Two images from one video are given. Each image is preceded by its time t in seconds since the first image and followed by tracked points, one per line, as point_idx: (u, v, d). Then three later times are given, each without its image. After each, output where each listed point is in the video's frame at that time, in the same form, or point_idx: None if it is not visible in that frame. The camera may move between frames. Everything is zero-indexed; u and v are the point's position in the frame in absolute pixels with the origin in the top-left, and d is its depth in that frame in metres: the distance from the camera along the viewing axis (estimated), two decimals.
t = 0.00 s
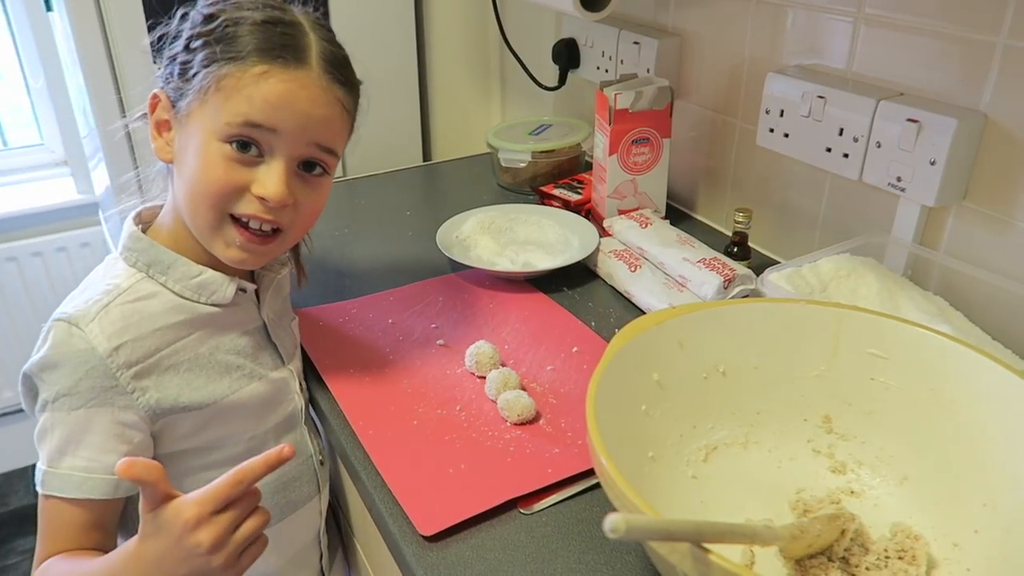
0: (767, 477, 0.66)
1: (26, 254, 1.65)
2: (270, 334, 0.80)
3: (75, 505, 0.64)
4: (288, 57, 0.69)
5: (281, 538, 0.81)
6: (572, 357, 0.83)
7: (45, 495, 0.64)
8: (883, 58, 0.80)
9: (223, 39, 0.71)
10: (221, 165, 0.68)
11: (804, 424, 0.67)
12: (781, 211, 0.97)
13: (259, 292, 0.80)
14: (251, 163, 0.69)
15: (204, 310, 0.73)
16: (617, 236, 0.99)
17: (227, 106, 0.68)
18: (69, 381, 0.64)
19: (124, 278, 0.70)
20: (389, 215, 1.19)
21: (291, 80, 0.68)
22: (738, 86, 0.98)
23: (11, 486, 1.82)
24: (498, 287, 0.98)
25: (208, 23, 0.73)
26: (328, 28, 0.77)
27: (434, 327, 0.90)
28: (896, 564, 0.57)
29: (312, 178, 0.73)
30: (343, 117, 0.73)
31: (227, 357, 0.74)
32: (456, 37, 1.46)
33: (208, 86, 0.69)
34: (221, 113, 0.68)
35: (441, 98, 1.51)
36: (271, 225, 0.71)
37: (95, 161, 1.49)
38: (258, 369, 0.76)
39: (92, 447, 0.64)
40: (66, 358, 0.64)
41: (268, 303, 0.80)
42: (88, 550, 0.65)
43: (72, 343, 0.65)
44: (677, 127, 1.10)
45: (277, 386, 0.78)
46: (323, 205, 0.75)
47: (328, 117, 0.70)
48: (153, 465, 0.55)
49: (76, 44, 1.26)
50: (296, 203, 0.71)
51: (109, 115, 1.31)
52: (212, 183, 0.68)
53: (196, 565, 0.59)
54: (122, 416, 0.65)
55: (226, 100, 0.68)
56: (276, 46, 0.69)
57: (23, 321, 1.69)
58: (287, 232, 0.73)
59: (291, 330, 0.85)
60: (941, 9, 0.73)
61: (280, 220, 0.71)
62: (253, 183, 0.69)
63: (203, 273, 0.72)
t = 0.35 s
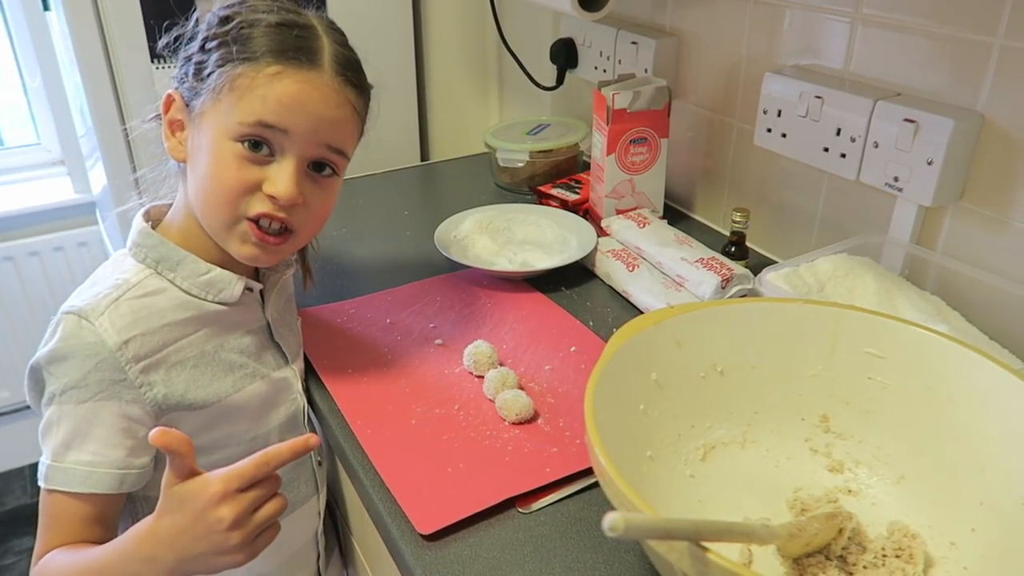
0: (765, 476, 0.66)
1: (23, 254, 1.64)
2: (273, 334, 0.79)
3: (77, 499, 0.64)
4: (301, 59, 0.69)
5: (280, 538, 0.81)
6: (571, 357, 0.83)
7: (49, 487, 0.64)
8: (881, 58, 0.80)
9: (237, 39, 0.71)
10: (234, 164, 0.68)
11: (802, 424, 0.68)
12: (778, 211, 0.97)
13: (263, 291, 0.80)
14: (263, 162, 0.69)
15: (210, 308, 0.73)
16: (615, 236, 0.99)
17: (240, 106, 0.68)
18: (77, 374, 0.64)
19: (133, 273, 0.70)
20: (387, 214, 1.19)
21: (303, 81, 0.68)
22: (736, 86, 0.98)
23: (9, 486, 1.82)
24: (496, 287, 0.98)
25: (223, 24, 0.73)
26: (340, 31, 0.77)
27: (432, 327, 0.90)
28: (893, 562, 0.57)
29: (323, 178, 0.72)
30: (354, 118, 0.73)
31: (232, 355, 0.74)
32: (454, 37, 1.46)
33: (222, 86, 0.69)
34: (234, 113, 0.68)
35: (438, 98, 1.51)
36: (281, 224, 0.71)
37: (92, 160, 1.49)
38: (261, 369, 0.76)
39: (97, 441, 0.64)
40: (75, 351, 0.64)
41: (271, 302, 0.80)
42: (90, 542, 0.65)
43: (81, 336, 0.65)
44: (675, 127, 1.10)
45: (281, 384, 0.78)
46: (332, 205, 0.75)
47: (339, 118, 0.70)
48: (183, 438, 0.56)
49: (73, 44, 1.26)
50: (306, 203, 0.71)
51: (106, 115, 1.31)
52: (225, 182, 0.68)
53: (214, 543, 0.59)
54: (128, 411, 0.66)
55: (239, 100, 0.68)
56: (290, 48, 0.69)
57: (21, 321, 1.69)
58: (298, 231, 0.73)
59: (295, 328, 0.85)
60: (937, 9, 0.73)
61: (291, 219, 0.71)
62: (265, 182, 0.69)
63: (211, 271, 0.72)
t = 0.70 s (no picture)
0: (763, 475, 0.66)
1: (21, 253, 1.64)
2: (272, 333, 0.79)
3: (73, 495, 0.64)
4: (296, 57, 0.69)
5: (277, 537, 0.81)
6: (569, 356, 0.83)
7: (43, 483, 0.64)
8: (879, 58, 0.80)
9: (231, 38, 0.70)
10: (233, 164, 0.68)
11: (800, 423, 0.68)
12: (776, 211, 0.97)
13: (263, 289, 0.80)
14: (262, 162, 0.69)
15: (208, 307, 0.72)
16: (614, 235, 0.99)
17: (238, 106, 0.68)
18: (72, 372, 0.64)
19: (131, 271, 0.70)
20: (386, 214, 1.19)
21: (300, 79, 0.68)
22: (734, 86, 0.98)
23: (6, 485, 1.81)
24: (495, 286, 0.98)
25: (216, 22, 0.72)
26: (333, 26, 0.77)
27: (430, 326, 0.90)
28: (891, 562, 0.57)
29: (321, 174, 0.73)
30: (350, 113, 0.73)
31: (229, 354, 0.74)
32: (453, 36, 1.46)
33: (218, 87, 0.69)
34: (231, 113, 0.68)
35: (437, 98, 1.51)
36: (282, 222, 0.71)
37: (90, 159, 1.49)
38: (259, 368, 0.76)
39: (91, 438, 0.64)
40: (71, 348, 0.64)
41: (271, 300, 0.80)
42: (82, 538, 0.65)
43: (78, 334, 0.65)
44: (673, 127, 1.11)
45: (279, 383, 0.78)
46: (331, 200, 0.75)
47: (336, 114, 0.70)
48: (180, 444, 0.56)
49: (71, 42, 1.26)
50: (306, 200, 0.71)
51: (104, 114, 1.31)
52: (225, 183, 0.68)
53: (200, 551, 0.59)
54: (123, 409, 0.66)
55: (236, 100, 0.68)
56: (286, 46, 0.69)
57: (18, 320, 1.68)
58: (298, 228, 0.73)
59: (295, 326, 0.85)
60: (936, 9, 0.73)
61: (291, 217, 0.71)
62: (265, 181, 0.69)
63: (209, 270, 0.72)
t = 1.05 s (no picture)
0: (759, 474, 0.67)
1: (19, 253, 1.64)
2: (270, 333, 0.79)
3: (71, 496, 0.64)
4: (294, 57, 0.69)
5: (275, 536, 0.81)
6: (567, 356, 0.83)
7: (43, 484, 0.64)
8: (877, 58, 0.80)
9: (225, 39, 0.70)
10: (235, 167, 0.68)
11: (797, 423, 0.68)
12: (774, 211, 0.97)
13: (261, 290, 0.80)
14: (264, 163, 0.69)
15: (206, 308, 0.72)
16: (612, 235, 0.99)
17: (238, 108, 0.68)
18: (71, 374, 0.64)
19: (129, 273, 0.70)
20: (384, 213, 1.19)
21: (299, 80, 0.68)
22: (732, 86, 0.98)
23: (5, 485, 1.81)
24: (493, 286, 0.98)
25: (207, 22, 0.72)
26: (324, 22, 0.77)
27: (428, 326, 0.90)
28: (888, 561, 0.57)
29: (323, 172, 0.73)
30: (349, 111, 0.73)
31: (227, 354, 0.74)
32: (451, 36, 1.46)
33: (217, 89, 0.69)
34: (231, 116, 0.68)
35: (436, 97, 1.51)
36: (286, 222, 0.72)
37: (88, 159, 1.49)
38: (258, 368, 0.77)
39: (91, 440, 0.64)
40: (70, 350, 0.64)
41: (269, 301, 0.80)
42: (84, 539, 0.65)
43: (78, 336, 0.65)
44: (671, 127, 1.11)
45: (277, 383, 0.78)
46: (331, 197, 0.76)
47: (336, 113, 0.71)
48: (186, 448, 0.56)
49: (69, 42, 1.26)
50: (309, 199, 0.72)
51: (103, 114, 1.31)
52: (228, 186, 0.69)
53: (204, 554, 0.59)
54: (123, 410, 0.66)
55: (236, 103, 0.68)
56: (282, 45, 0.69)
57: (17, 320, 1.68)
58: (301, 227, 0.73)
59: (293, 327, 0.85)
60: (933, 10, 0.74)
61: (295, 216, 0.71)
62: (268, 182, 0.69)
63: (206, 271, 0.72)
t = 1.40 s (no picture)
0: (757, 473, 0.67)
1: (16, 253, 1.63)
2: (248, 326, 0.82)
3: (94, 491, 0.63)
4: (291, 64, 0.71)
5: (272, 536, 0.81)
6: (565, 355, 0.83)
7: (69, 485, 0.63)
8: (875, 57, 0.80)
9: (221, 54, 0.68)
10: (254, 182, 0.71)
11: (795, 422, 0.68)
12: (772, 210, 0.97)
13: (235, 284, 0.83)
14: (274, 171, 0.72)
15: (178, 299, 0.75)
16: (609, 234, 0.99)
17: (254, 128, 0.69)
18: (74, 353, 0.65)
19: (99, 264, 0.72)
20: (382, 213, 1.19)
21: (302, 89, 0.71)
22: (730, 86, 0.98)
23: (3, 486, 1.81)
24: (491, 285, 0.98)
25: (183, 32, 0.67)
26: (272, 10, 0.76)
27: (425, 326, 0.90)
28: (886, 560, 0.57)
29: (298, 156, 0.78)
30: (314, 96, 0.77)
31: (204, 344, 0.77)
32: (449, 36, 1.46)
33: (228, 111, 0.68)
34: (249, 137, 0.69)
35: (433, 97, 1.51)
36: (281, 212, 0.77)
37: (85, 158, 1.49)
38: (235, 359, 0.80)
39: (146, 445, 0.64)
40: (64, 335, 0.66)
41: (245, 293, 0.83)
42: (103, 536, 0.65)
43: (66, 321, 0.66)
44: (669, 127, 1.11)
45: (258, 375, 0.81)
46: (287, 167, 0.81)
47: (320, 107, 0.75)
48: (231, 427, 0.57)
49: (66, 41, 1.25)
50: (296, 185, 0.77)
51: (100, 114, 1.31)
52: (248, 200, 0.71)
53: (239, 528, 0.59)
54: (127, 384, 0.67)
55: (252, 123, 0.69)
56: (279, 55, 0.70)
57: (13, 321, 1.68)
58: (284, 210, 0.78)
59: (277, 321, 0.87)
60: (930, 9, 0.74)
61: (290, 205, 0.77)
62: (281, 188, 0.73)
63: (177, 262, 0.74)
